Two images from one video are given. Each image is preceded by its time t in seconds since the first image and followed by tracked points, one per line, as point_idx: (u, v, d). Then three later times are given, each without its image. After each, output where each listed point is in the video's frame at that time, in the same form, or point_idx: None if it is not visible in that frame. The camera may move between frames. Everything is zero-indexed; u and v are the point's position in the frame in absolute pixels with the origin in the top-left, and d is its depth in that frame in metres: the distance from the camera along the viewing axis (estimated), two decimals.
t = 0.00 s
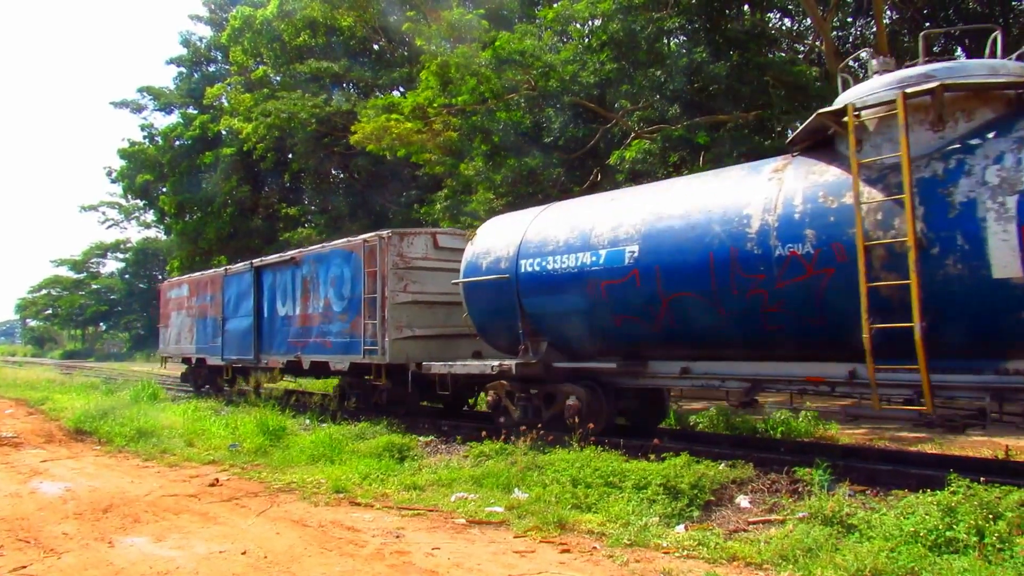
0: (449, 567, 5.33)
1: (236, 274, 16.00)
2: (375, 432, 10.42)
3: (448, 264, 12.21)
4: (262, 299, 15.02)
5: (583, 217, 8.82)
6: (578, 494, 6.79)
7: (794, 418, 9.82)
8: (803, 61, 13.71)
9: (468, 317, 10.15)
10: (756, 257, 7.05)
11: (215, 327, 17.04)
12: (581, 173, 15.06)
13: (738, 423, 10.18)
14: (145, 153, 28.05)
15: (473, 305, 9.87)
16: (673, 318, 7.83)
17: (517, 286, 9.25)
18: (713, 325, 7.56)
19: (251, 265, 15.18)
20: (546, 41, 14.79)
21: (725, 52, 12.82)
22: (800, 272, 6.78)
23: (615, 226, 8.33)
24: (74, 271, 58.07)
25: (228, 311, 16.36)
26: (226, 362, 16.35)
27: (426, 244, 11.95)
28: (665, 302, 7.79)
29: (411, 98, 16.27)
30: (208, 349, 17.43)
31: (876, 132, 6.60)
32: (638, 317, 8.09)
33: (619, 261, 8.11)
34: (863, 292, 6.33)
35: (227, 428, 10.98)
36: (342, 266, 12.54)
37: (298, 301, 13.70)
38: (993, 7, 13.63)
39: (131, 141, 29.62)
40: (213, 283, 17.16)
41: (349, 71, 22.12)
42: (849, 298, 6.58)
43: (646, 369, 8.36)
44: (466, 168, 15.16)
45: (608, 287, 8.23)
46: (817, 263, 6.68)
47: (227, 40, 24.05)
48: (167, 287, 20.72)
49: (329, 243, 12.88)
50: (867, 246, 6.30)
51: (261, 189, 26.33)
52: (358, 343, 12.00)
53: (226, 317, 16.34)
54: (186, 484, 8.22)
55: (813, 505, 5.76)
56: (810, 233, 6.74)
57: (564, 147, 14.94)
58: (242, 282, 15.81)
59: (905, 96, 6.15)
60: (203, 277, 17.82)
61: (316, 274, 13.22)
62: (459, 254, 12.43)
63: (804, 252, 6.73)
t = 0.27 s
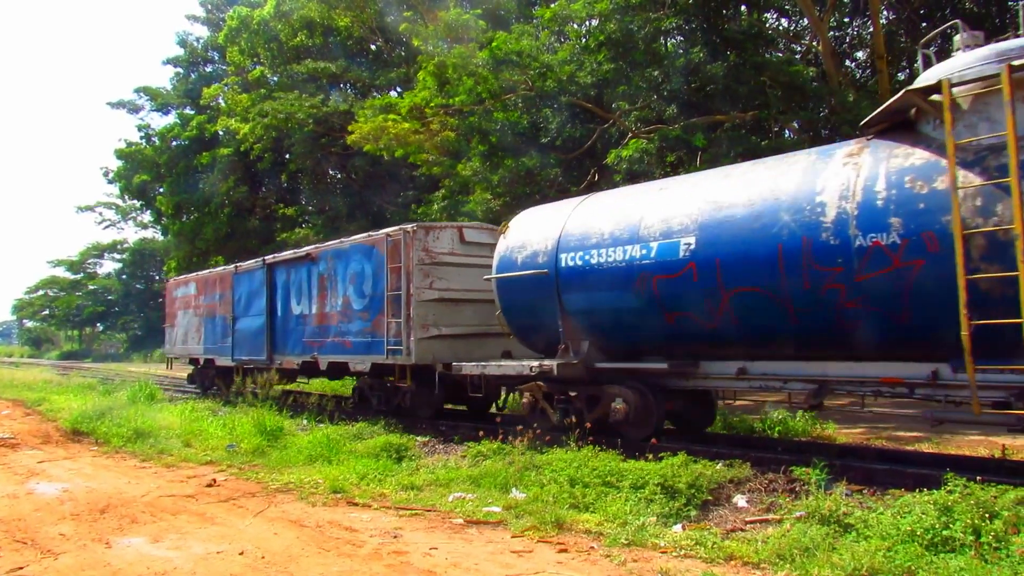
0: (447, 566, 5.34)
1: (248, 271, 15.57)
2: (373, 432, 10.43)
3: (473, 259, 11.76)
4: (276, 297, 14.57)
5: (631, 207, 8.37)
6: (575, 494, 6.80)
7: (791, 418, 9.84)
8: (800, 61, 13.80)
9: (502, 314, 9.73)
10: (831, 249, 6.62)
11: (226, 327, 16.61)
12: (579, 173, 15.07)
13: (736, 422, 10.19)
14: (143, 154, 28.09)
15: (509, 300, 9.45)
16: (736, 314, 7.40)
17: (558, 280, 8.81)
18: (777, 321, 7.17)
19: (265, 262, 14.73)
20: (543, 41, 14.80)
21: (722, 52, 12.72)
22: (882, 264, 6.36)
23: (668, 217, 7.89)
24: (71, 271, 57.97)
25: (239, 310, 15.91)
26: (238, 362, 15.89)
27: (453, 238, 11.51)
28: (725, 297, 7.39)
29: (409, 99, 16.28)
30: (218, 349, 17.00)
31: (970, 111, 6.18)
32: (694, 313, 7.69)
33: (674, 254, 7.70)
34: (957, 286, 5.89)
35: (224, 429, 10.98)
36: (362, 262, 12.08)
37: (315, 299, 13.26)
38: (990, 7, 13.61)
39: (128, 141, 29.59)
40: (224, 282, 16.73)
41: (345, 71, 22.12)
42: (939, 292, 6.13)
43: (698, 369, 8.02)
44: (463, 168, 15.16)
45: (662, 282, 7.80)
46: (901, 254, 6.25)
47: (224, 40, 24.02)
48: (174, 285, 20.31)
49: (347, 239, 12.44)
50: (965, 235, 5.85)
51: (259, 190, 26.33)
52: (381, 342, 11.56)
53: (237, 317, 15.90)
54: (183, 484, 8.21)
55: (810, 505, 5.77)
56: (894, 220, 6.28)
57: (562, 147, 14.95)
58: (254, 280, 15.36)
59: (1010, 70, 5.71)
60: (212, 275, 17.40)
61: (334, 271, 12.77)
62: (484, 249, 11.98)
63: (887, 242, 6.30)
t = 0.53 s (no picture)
0: (444, 567, 5.33)
1: (261, 269, 15.06)
2: (370, 432, 10.42)
3: (505, 254, 11.17)
4: (291, 296, 14.06)
5: (686, 197, 7.83)
6: (573, 494, 6.80)
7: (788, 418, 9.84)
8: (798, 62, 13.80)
9: (543, 313, 9.17)
10: (922, 239, 6.10)
11: (237, 326, 16.10)
12: (577, 174, 15.15)
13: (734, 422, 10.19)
14: (140, 154, 28.04)
15: (551, 298, 8.93)
16: (809, 310, 6.88)
17: (607, 276, 8.26)
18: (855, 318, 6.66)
19: (279, 259, 14.21)
20: (542, 41, 14.79)
21: (720, 52, 12.77)
22: (983, 255, 5.84)
23: (730, 206, 7.36)
24: (68, 271, 57.92)
25: (253, 309, 15.38)
26: (251, 363, 15.37)
27: (483, 232, 10.92)
28: (797, 293, 6.88)
29: (407, 98, 16.26)
30: (229, 349, 16.50)
31: None
32: (760, 310, 7.18)
33: (738, 247, 7.16)
34: None
35: (222, 429, 10.97)
36: (384, 258, 11.57)
37: (333, 297, 12.74)
38: (988, 8, 13.62)
39: (126, 141, 29.54)
40: (235, 279, 16.23)
41: (343, 71, 22.14)
42: None
43: (759, 370, 7.51)
44: (462, 168, 15.15)
45: (724, 276, 7.28)
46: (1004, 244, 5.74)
47: (222, 40, 24.01)
48: (180, 283, 19.84)
49: (368, 234, 11.92)
50: None
51: (257, 190, 26.35)
52: (405, 342, 11.04)
53: (250, 316, 15.39)
54: (181, 484, 8.20)
55: (807, 505, 5.77)
56: (999, 206, 5.76)
57: (559, 147, 14.98)
58: (268, 278, 14.86)
59: None
60: (223, 273, 16.90)
61: (355, 267, 12.24)
62: (516, 243, 11.39)
63: (988, 231, 5.79)
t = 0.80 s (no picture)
0: (443, 567, 5.33)
1: (274, 265, 14.48)
2: (368, 432, 10.42)
3: (538, 248, 10.78)
4: (308, 293, 13.50)
5: (752, 183, 7.37)
6: (571, 493, 6.80)
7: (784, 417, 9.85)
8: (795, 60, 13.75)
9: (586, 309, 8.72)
10: None
11: (249, 325, 15.55)
12: (574, 173, 15.19)
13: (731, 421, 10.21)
14: (136, 154, 27.95)
15: (597, 293, 8.49)
16: (897, 303, 6.42)
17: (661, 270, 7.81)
18: (953, 311, 6.20)
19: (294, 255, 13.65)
20: (538, 41, 14.78)
21: (717, 51, 12.84)
22: None
23: (804, 193, 6.91)
24: (65, 273, 57.81)
25: (265, 307, 14.81)
26: (264, 364, 14.83)
27: (516, 224, 10.52)
28: (882, 286, 6.44)
29: (403, 98, 16.23)
30: (240, 349, 15.95)
31: None
32: (838, 303, 6.75)
33: (813, 236, 6.73)
34: None
35: (219, 430, 10.96)
36: (410, 252, 11.03)
37: (354, 295, 12.19)
38: (984, 7, 13.63)
39: (122, 142, 29.49)
40: (246, 277, 15.65)
41: (340, 71, 22.15)
42: None
43: (830, 369, 7.06)
44: (459, 168, 15.16)
45: (798, 267, 6.84)
46: None
47: (218, 40, 23.97)
48: (187, 282, 19.32)
49: (393, 227, 11.37)
50: None
51: (254, 190, 26.33)
52: (435, 341, 10.53)
53: (262, 314, 14.83)
54: (178, 485, 8.19)
55: (805, 504, 5.77)
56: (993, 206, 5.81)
57: (556, 147, 15.00)
58: (282, 275, 14.29)
59: None
60: (233, 271, 16.34)
61: (377, 263, 11.70)
62: (548, 237, 11.00)
63: None
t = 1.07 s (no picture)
0: (443, 566, 5.34)
1: (292, 262, 13.97)
2: (368, 432, 10.42)
3: (580, 239, 10.11)
4: (329, 290, 12.98)
5: (832, 165, 6.77)
6: (570, 492, 6.80)
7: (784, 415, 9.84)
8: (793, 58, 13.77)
9: (640, 305, 8.16)
10: None
11: (265, 324, 15.04)
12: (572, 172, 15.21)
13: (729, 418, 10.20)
14: (135, 155, 27.94)
15: (651, 288, 7.93)
16: (1005, 295, 5.84)
17: (728, 261, 7.21)
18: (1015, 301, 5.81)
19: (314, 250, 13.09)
20: (536, 40, 14.76)
21: (715, 50, 12.86)
22: None
23: (894, 175, 6.31)
24: (64, 274, 57.80)
25: (282, 305, 14.26)
26: (280, 365, 14.30)
27: (556, 214, 9.87)
28: (987, 275, 5.84)
29: (401, 98, 16.24)
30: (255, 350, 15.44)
31: None
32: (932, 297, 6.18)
33: (907, 221, 6.15)
34: None
35: (219, 430, 10.96)
36: (441, 245, 10.51)
37: (380, 291, 11.66)
38: (982, 4, 13.61)
39: (120, 143, 29.47)
40: (262, 274, 15.14)
41: (338, 71, 22.17)
42: None
43: (915, 369, 6.50)
44: (457, 167, 15.16)
45: (889, 257, 6.27)
46: None
47: (215, 40, 23.96)
48: (198, 281, 18.91)
49: (423, 219, 10.84)
50: None
51: (252, 190, 26.34)
52: (469, 338, 10.00)
53: (279, 313, 14.31)
54: (178, 486, 8.19)
55: (804, 502, 5.78)
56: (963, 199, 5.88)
57: (554, 146, 15.01)
58: (301, 271, 13.77)
59: None
60: (247, 268, 15.85)
61: (407, 257, 11.14)
62: (590, 227, 10.32)
63: None
